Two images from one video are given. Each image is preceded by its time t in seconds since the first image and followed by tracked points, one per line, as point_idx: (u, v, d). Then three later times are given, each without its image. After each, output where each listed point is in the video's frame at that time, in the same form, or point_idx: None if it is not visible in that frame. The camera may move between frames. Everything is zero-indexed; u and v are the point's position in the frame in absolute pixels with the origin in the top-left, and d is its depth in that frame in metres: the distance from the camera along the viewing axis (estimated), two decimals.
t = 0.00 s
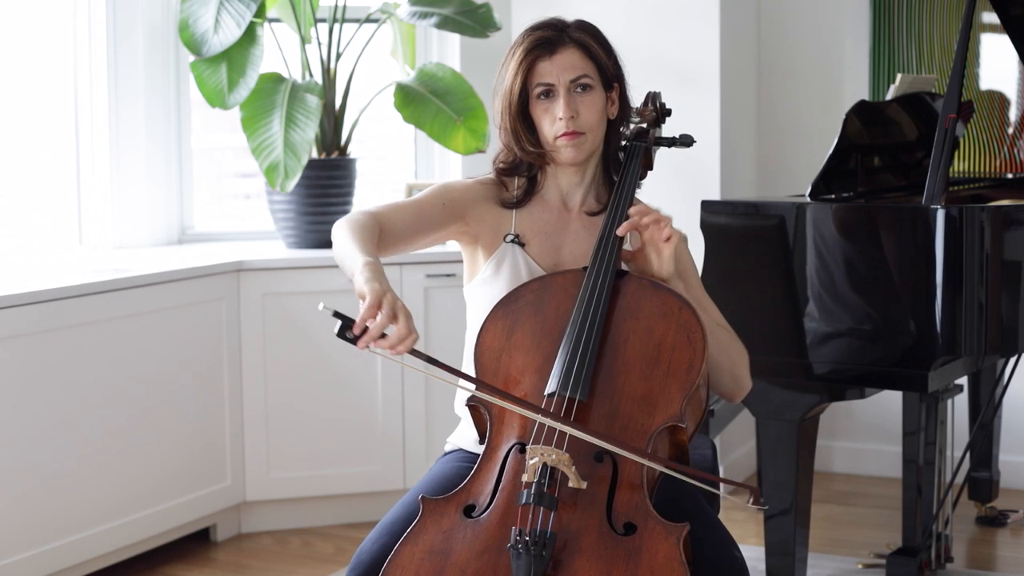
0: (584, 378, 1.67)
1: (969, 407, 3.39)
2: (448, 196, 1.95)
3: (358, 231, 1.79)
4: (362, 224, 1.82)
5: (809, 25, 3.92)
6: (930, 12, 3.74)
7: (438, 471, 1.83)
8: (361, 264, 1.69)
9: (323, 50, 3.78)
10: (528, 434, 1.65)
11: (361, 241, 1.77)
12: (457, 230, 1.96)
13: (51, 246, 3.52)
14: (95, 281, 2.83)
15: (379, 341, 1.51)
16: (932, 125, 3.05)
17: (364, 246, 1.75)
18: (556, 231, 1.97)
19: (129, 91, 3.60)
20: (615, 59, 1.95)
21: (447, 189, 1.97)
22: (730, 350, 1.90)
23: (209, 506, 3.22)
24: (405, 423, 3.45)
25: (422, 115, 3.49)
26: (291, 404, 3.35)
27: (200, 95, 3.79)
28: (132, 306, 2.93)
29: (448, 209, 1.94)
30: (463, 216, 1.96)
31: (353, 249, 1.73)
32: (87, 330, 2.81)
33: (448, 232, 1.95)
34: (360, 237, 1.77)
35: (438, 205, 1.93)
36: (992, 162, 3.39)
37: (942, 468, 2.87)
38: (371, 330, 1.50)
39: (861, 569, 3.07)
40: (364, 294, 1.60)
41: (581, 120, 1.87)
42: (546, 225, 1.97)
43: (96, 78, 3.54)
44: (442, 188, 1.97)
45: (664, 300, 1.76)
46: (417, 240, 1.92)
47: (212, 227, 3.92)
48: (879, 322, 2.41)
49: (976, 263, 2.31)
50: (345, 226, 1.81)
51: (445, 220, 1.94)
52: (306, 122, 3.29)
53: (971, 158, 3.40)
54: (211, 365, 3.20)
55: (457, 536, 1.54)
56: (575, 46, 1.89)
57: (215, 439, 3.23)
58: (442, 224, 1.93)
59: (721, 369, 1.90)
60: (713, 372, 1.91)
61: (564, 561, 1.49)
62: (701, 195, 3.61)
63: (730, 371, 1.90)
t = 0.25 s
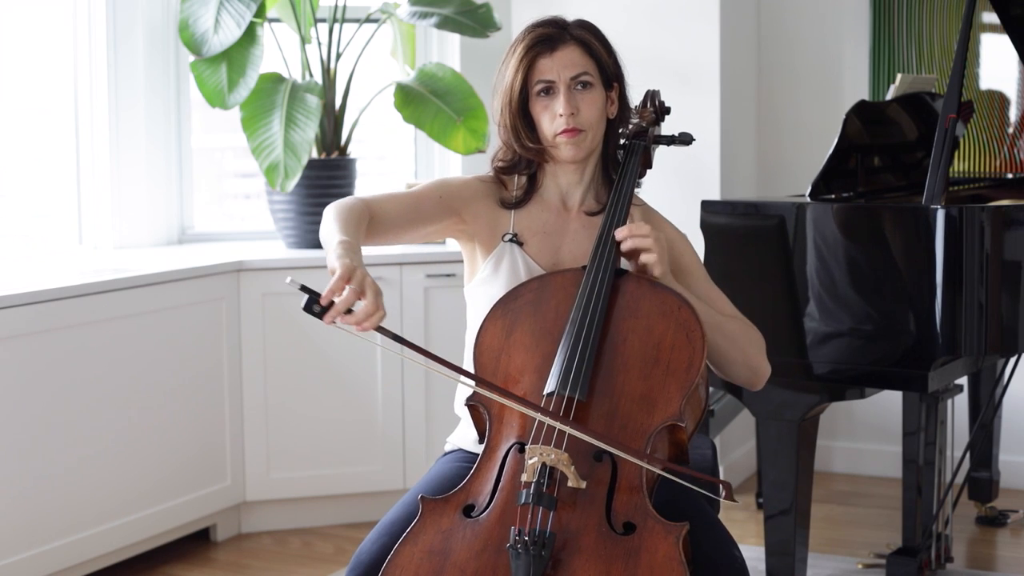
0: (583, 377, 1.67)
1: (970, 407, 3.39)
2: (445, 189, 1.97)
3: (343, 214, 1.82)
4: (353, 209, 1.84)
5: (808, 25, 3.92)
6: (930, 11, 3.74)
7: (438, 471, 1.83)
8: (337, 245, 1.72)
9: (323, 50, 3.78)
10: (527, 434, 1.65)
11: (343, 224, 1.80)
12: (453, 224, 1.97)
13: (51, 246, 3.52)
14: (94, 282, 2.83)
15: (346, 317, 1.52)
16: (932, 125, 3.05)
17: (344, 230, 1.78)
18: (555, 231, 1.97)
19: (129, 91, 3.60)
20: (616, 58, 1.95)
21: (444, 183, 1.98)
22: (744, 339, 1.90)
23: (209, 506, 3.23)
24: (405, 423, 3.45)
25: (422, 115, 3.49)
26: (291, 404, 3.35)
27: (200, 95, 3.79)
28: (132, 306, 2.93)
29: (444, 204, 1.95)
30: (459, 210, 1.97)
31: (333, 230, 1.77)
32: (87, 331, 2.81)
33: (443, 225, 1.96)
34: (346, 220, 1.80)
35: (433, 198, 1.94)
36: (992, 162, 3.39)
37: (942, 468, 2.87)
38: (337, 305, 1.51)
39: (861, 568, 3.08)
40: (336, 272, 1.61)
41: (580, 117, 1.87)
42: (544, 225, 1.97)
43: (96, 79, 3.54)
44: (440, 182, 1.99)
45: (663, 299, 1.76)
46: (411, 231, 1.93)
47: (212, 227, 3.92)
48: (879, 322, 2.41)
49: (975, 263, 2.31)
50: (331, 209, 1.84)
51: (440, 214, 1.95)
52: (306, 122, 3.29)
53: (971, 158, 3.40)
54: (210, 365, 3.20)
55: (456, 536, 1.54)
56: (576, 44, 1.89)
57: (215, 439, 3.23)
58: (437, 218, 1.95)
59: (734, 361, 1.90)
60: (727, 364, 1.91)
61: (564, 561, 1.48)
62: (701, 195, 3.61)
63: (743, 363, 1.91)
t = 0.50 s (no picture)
0: (583, 377, 1.67)
1: (969, 407, 3.39)
2: (444, 186, 1.97)
3: (337, 201, 1.83)
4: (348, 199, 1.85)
5: (808, 25, 3.92)
6: (930, 11, 3.74)
7: (438, 471, 1.83)
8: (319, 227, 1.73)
9: (323, 50, 3.78)
10: (527, 433, 1.65)
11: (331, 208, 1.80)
12: (452, 222, 1.97)
13: (51, 246, 3.52)
14: (94, 282, 2.83)
15: (314, 297, 1.53)
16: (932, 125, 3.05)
17: (332, 215, 1.78)
18: (556, 231, 1.97)
19: (129, 91, 3.60)
20: (618, 58, 1.95)
21: (444, 181, 1.99)
22: (746, 337, 1.90)
23: (209, 506, 3.22)
24: (405, 423, 3.45)
25: (422, 115, 3.49)
26: (291, 404, 3.35)
27: (200, 95, 3.80)
28: (132, 306, 2.93)
29: (442, 201, 1.95)
30: (459, 208, 1.97)
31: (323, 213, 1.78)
32: (87, 331, 2.81)
33: (441, 222, 1.96)
34: (338, 204, 1.82)
35: (431, 195, 1.95)
36: (992, 162, 3.37)
37: (942, 468, 2.87)
38: (305, 286, 1.52)
39: (861, 568, 3.08)
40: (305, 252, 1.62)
41: (582, 116, 1.87)
42: (545, 225, 1.97)
43: (96, 79, 3.54)
44: (440, 180, 1.99)
45: (663, 299, 1.76)
46: (409, 226, 1.93)
47: (213, 227, 3.92)
48: (879, 322, 2.41)
49: (975, 263, 2.31)
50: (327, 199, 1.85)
51: (439, 211, 1.95)
52: (306, 122, 3.29)
53: (970, 158, 3.38)
54: (211, 366, 3.20)
55: (456, 536, 1.54)
56: (578, 44, 1.90)
57: (215, 439, 3.23)
58: (435, 215, 1.95)
59: (736, 360, 1.90)
60: (728, 363, 1.91)
61: (564, 561, 1.48)
62: (701, 195, 3.61)
63: (746, 361, 1.91)
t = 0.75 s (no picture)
0: (584, 377, 1.67)
1: (969, 407, 3.39)
2: (443, 185, 1.98)
3: (332, 197, 1.84)
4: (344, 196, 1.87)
5: (808, 25, 3.92)
6: (930, 11, 3.74)
7: (438, 471, 1.83)
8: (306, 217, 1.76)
9: (323, 49, 3.78)
10: (527, 433, 1.65)
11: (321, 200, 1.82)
12: (452, 221, 1.97)
13: (51, 247, 3.52)
14: (94, 282, 2.83)
15: (290, 281, 1.55)
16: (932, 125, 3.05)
17: (322, 209, 1.80)
18: (555, 231, 1.97)
19: (129, 91, 3.60)
20: (619, 58, 1.95)
21: (443, 181, 1.99)
22: (746, 338, 1.90)
23: (209, 506, 3.22)
24: (405, 423, 3.45)
25: (422, 115, 3.49)
26: (292, 404, 3.35)
27: (200, 95, 3.79)
28: (132, 306, 2.93)
29: (441, 201, 1.96)
30: (458, 208, 1.98)
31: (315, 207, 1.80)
32: (87, 331, 2.81)
33: (440, 222, 1.97)
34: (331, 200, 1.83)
35: (430, 195, 1.96)
36: (992, 162, 3.37)
37: (942, 468, 2.87)
38: (282, 270, 1.53)
39: (861, 568, 3.08)
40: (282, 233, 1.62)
41: (583, 116, 1.87)
42: (545, 225, 1.97)
43: (96, 79, 3.54)
44: (440, 179, 2.00)
45: (664, 300, 1.76)
46: (405, 225, 1.94)
47: (213, 227, 3.92)
48: (879, 322, 2.41)
49: (975, 263, 2.31)
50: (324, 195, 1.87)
51: (437, 211, 1.96)
52: (307, 122, 3.29)
53: (970, 159, 3.38)
54: (211, 366, 3.20)
55: (456, 536, 1.54)
56: (580, 43, 1.90)
57: (215, 439, 3.23)
58: (433, 214, 1.96)
59: (734, 361, 1.90)
60: (727, 365, 1.91)
61: (564, 560, 1.48)
62: (701, 195, 3.61)
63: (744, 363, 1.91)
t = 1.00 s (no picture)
0: (584, 378, 1.67)
1: (969, 407, 3.39)
2: (442, 184, 1.98)
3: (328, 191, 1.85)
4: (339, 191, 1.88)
5: (809, 25, 3.92)
6: (930, 11, 3.74)
7: (438, 471, 1.83)
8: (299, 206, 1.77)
9: (323, 50, 3.78)
10: (528, 434, 1.65)
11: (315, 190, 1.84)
12: (451, 219, 1.98)
13: (51, 247, 3.52)
14: (94, 282, 2.83)
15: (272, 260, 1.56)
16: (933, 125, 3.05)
17: (315, 199, 1.82)
18: (555, 231, 1.97)
19: (129, 91, 3.60)
20: (621, 59, 1.96)
21: (442, 180, 2.00)
22: (746, 337, 1.90)
23: (209, 506, 3.22)
24: (405, 423, 3.45)
25: (422, 115, 3.49)
26: (292, 404, 3.35)
27: (200, 95, 3.80)
28: (132, 306, 2.93)
29: (440, 199, 1.97)
30: (456, 206, 1.98)
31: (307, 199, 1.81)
32: (86, 331, 2.81)
33: (438, 219, 1.97)
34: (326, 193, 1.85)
35: (427, 193, 1.96)
36: (992, 162, 3.35)
37: (942, 468, 2.87)
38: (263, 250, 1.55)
39: (861, 568, 3.08)
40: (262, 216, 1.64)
41: (587, 115, 1.87)
42: (545, 225, 1.97)
43: (96, 79, 3.54)
44: (439, 178, 2.00)
45: (663, 299, 1.76)
46: (402, 221, 1.94)
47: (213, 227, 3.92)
48: (879, 322, 2.41)
49: (975, 263, 2.31)
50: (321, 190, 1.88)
51: (434, 209, 1.96)
52: (307, 122, 3.29)
53: (970, 157, 3.36)
54: (211, 366, 3.20)
55: (457, 536, 1.54)
56: (584, 43, 1.90)
57: (215, 439, 3.23)
58: (431, 212, 1.96)
59: (735, 360, 1.90)
60: (728, 364, 1.92)
61: (564, 560, 1.48)
62: (701, 195, 3.61)
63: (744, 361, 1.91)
